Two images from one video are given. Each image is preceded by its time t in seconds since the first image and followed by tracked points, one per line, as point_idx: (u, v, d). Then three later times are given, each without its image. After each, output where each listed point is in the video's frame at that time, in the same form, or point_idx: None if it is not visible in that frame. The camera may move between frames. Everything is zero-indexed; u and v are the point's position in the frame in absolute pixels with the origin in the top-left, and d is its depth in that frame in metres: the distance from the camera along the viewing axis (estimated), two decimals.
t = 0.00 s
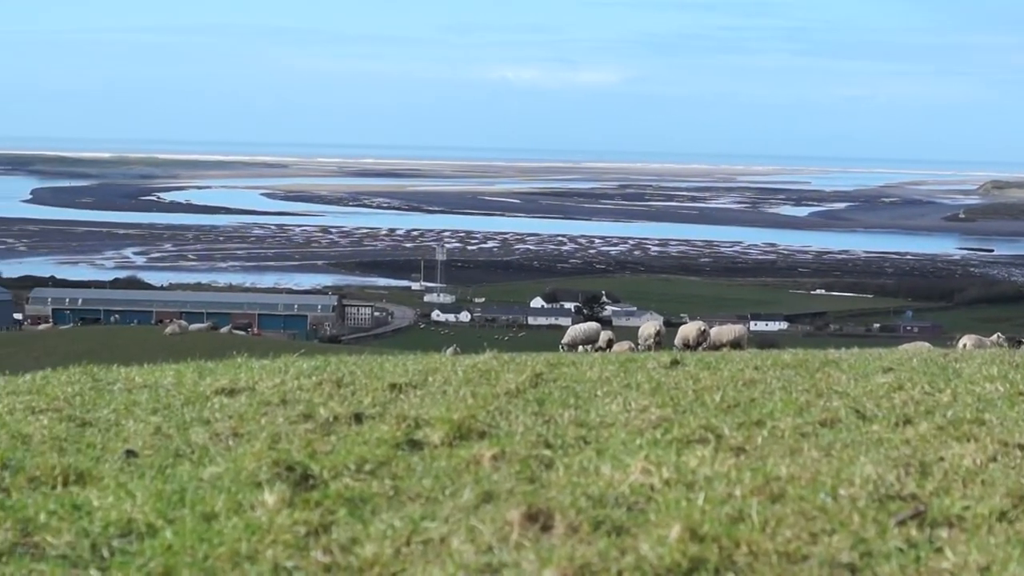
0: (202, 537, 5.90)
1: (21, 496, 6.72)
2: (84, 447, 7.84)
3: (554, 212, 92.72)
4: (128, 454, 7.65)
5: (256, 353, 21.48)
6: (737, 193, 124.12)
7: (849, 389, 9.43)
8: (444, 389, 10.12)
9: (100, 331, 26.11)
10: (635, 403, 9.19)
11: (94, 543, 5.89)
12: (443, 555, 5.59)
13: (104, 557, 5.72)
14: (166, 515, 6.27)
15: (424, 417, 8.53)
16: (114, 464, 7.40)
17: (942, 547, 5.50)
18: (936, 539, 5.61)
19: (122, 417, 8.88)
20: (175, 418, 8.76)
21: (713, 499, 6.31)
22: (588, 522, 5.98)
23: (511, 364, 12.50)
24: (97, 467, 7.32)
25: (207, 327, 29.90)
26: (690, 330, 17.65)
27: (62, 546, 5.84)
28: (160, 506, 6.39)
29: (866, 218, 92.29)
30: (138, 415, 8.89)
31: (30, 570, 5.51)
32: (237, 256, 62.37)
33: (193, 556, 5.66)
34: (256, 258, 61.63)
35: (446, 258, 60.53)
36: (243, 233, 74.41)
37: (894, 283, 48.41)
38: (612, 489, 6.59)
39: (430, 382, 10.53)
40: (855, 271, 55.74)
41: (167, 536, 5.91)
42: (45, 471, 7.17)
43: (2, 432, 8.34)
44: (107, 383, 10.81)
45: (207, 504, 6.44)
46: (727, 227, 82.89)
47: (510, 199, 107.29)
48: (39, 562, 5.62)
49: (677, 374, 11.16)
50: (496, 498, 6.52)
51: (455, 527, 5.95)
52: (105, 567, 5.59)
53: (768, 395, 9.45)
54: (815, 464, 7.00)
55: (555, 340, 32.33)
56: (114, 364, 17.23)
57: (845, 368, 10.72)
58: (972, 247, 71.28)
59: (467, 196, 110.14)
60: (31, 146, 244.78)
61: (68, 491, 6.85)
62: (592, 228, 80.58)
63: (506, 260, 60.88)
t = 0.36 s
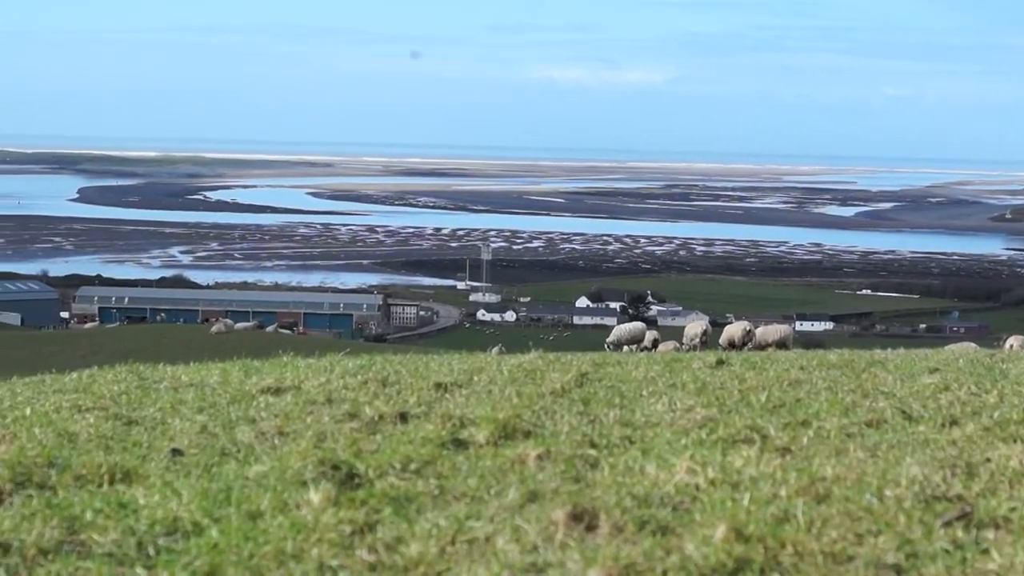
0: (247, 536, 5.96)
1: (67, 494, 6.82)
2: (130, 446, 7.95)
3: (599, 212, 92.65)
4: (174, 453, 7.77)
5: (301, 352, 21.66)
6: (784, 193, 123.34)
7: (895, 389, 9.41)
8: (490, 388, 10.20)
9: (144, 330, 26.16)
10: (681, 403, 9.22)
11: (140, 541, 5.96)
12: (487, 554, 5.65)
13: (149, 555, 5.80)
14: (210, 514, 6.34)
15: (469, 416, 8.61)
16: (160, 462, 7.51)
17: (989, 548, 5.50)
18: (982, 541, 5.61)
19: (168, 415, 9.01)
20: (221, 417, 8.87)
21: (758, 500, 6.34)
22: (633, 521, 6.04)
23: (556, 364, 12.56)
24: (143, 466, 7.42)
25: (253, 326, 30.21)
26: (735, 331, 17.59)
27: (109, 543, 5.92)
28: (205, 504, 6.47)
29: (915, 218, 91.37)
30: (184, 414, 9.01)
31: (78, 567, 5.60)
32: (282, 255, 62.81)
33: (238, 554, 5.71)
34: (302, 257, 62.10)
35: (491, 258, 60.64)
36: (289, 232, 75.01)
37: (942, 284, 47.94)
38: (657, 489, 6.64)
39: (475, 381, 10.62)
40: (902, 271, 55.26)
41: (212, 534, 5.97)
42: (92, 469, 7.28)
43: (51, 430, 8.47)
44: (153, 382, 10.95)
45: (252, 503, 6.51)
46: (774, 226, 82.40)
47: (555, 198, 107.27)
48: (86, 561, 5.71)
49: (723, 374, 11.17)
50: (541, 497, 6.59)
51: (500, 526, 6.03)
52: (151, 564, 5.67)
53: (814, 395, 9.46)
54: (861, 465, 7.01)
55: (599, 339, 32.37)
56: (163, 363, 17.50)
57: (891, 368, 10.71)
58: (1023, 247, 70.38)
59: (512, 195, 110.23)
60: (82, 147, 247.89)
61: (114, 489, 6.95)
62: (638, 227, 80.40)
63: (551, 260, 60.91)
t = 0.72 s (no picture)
0: (292, 535, 6.04)
1: (112, 493, 6.90)
2: (176, 445, 8.06)
3: (645, 212, 92.54)
4: (220, 452, 7.88)
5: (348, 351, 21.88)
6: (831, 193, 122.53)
7: (941, 391, 9.41)
8: (536, 389, 10.29)
9: (189, 331, 26.28)
10: (726, 404, 9.26)
11: (186, 539, 6.03)
12: (532, 555, 5.73)
13: (194, 554, 5.86)
14: (256, 513, 6.41)
15: (515, 417, 8.69)
16: (206, 462, 7.61)
17: None
18: None
19: (213, 414, 9.12)
20: (267, 417, 9.00)
21: (804, 501, 6.37)
22: (679, 522, 6.10)
23: (602, 364, 12.62)
24: (189, 465, 7.51)
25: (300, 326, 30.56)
26: (780, 332, 17.57)
27: (154, 541, 5.98)
28: (251, 503, 6.55)
29: (965, 219, 90.47)
30: (229, 413, 9.14)
31: (124, 566, 5.67)
32: (329, 255, 63.24)
33: (283, 553, 5.78)
34: (348, 257, 62.55)
35: (537, 258, 60.74)
36: (335, 231, 75.54)
37: (991, 285, 47.47)
38: (702, 490, 6.68)
39: (521, 382, 10.69)
40: (951, 272, 54.76)
41: (258, 533, 6.04)
42: (138, 468, 7.36)
43: (98, 428, 8.57)
44: (199, 382, 11.09)
45: (296, 503, 6.60)
46: (821, 227, 81.91)
47: (601, 199, 107.24)
48: (132, 559, 5.77)
49: (769, 375, 11.19)
50: (587, 498, 6.66)
51: (546, 526, 6.10)
52: (196, 563, 5.73)
53: (860, 395, 9.48)
54: (905, 466, 7.02)
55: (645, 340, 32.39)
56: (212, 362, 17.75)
57: (937, 369, 10.72)
58: None
59: (557, 195, 110.30)
60: (134, 146, 251.06)
61: (160, 488, 7.03)
62: (684, 228, 80.23)
63: (597, 261, 60.92)
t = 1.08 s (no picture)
0: (336, 535, 6.09)
1: (156, 492, 6.96)
2: (220, 444, 8.15)
3: (689, 212, 92.37)
4: (264, 452, 7.95)
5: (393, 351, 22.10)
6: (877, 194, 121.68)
7: (985, 392, 9.40)
8: (580, 389, 10.36)
9: (232, 331, 26.48)
10: (770, 405, 9.29)
11: (230, 538, 6.07)
12: (577, 555, 5.79)
13: (238, 552, 5.91)
14: (300, 512, 6.47)
15: (559, 417, 8.78)
16: (250, 461, 7.68)
17: None
18: None
19: (257, 414, 9.25)
20: (311, 417, 9.13)
21: (848, 503, 6.42)
22: (723, 523, 6.16)
23: (646, 365, 12.67)
24: (233, 464, 7.58)
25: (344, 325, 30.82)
26: (823, 333, 17.45)
27: (198, 541, 6.01)
28: (295, 503, 6.60)
29: (1013, 220, 89.52)
30: (274, 413, 9.28)
31: (168, 565, 5.69)
32: (373, 255, 63.61)
33: (327, 552, 5.83)
34: (391, 257, 62.88)
35: (581, 258, 60.81)
36: (379, 231, 75.99)
37: None
38: (747, 491, 6.72)
39: (565, 382, 10.76)
40: (999, 273, 54.24)
41: (302, 532, 6.10)
42: (182, 467, 7.41)
43: (143, 428, 8.66)
44: (243, 382, 11.25)
45: (340, 502, 6.67)
46: (867, 228, 81.36)
47: (645, 199, 107.14)
48: (176, 557, 5.81)
49: (814, 376, 11.20)
50: (630, 498, 6.74)
51: (589, 527, 6.18)
52: (240, 561, 5.77)
53: (903, 396, 9.49)
54: (950, 467, 7.06)
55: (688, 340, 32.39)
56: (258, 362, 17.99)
57: (981, 370, 10.72)
58: None
59: (601, 195, 110.29)
60: (181, 146, 253.67)
61: (204, 487, 7.07)
62: (728, 228, 79.98)
63: (641, 261, 60.87)
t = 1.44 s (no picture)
0: (383, 533, 6.15)
1: (204, 489, 7.02)
2: (268, 442, 8.26)
3: (736, 212, 91.98)
4: (311, 450, 8.06)
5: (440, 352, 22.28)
6: (927, 194, 120.52)
7: None
8: (628, 389, 10.44)
9: (281, 330, 26.68)
10: (818, 406, 9.34)
11: (278, 537, 6.12)
12: (624, 555, 5.86)
13: (285, 551, 5.95)
14: (347, 511, 6.54)
15: (606, 417, 8.86)
16: (297, 459, 7.77)
17: None
18: None
19: (304, 413, 9.39)
20: (358, 416, 9.26)
21: (896, 503, 6.48)
22: (770, 524, 6.23)
23: (693, 365, 12.72)
24: (280, 462, 7.65)
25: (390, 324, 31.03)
26: (871, 332, 17.29)
27: (246, 539, 6.07)
28: (343, 501, 6.67)
29: None
30: (320, 412, 9.42)
31: (216, 563, 5.74)
32: (420, 254, 63.91)
33: (374, 551, 5.89)
34: (438, 256, 63.15)
35: (627, 258, 60.77)
36: (427, 230, 76.33)
37: None
38: (794, 492, 6.78)
39: (613, 382, 10.85)
40: None
41: (348, 531, 6.16)
42: (229, 465, 7.47)
43: (191, 425, 8.75)
44: (290, 380, 11.42)
45: (387, 500, 6.76)
46: (917, 228, 80.60)
47: (692, 199, 106.81)
48: (223, 556, 5.86)
49: (862, 376, 11.25)
50: (677, 498, 6.84)
51: (636, 527, 6.24)
52: (287, 560, 5.83)
53: (951, 398, 9.50)
54: (998, 469, 7.11)
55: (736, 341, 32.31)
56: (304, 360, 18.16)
57: None
58: None
59: (648, 195, 110.03)
60: (232, 145, 255.98)
61: (251, 484, 7.13)
62: (776, 228, 79.54)
63: (688, 261, 60.70)
